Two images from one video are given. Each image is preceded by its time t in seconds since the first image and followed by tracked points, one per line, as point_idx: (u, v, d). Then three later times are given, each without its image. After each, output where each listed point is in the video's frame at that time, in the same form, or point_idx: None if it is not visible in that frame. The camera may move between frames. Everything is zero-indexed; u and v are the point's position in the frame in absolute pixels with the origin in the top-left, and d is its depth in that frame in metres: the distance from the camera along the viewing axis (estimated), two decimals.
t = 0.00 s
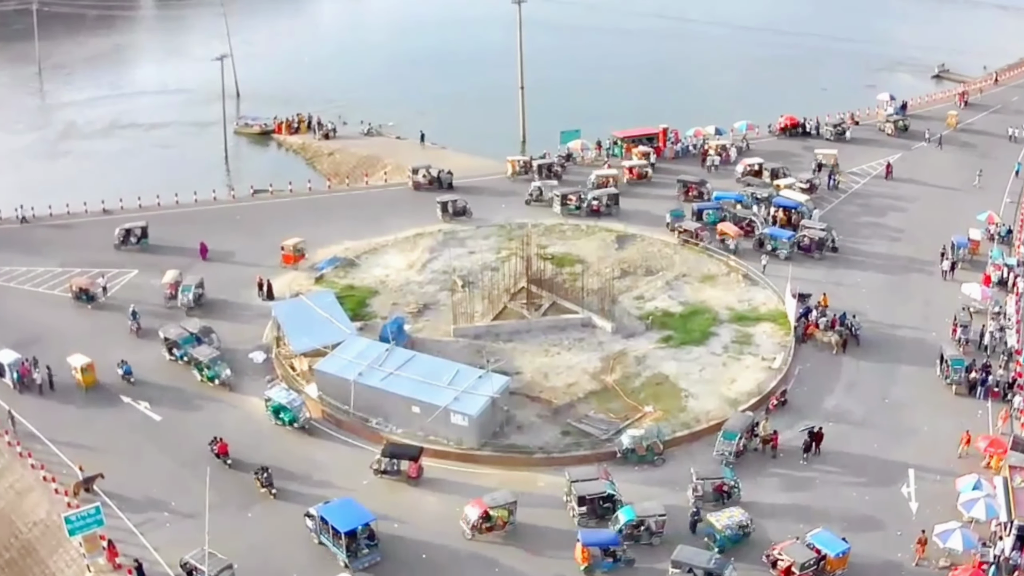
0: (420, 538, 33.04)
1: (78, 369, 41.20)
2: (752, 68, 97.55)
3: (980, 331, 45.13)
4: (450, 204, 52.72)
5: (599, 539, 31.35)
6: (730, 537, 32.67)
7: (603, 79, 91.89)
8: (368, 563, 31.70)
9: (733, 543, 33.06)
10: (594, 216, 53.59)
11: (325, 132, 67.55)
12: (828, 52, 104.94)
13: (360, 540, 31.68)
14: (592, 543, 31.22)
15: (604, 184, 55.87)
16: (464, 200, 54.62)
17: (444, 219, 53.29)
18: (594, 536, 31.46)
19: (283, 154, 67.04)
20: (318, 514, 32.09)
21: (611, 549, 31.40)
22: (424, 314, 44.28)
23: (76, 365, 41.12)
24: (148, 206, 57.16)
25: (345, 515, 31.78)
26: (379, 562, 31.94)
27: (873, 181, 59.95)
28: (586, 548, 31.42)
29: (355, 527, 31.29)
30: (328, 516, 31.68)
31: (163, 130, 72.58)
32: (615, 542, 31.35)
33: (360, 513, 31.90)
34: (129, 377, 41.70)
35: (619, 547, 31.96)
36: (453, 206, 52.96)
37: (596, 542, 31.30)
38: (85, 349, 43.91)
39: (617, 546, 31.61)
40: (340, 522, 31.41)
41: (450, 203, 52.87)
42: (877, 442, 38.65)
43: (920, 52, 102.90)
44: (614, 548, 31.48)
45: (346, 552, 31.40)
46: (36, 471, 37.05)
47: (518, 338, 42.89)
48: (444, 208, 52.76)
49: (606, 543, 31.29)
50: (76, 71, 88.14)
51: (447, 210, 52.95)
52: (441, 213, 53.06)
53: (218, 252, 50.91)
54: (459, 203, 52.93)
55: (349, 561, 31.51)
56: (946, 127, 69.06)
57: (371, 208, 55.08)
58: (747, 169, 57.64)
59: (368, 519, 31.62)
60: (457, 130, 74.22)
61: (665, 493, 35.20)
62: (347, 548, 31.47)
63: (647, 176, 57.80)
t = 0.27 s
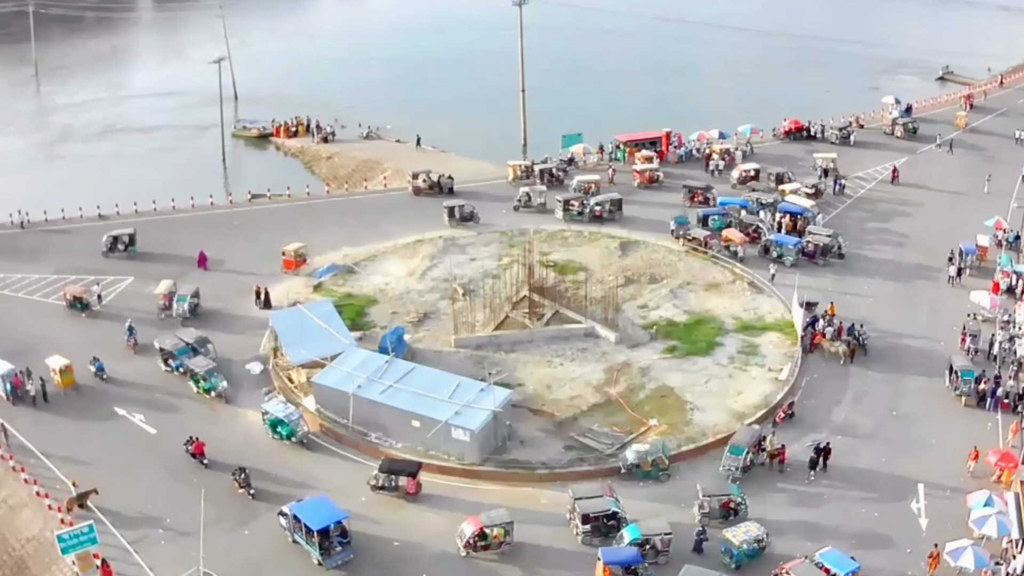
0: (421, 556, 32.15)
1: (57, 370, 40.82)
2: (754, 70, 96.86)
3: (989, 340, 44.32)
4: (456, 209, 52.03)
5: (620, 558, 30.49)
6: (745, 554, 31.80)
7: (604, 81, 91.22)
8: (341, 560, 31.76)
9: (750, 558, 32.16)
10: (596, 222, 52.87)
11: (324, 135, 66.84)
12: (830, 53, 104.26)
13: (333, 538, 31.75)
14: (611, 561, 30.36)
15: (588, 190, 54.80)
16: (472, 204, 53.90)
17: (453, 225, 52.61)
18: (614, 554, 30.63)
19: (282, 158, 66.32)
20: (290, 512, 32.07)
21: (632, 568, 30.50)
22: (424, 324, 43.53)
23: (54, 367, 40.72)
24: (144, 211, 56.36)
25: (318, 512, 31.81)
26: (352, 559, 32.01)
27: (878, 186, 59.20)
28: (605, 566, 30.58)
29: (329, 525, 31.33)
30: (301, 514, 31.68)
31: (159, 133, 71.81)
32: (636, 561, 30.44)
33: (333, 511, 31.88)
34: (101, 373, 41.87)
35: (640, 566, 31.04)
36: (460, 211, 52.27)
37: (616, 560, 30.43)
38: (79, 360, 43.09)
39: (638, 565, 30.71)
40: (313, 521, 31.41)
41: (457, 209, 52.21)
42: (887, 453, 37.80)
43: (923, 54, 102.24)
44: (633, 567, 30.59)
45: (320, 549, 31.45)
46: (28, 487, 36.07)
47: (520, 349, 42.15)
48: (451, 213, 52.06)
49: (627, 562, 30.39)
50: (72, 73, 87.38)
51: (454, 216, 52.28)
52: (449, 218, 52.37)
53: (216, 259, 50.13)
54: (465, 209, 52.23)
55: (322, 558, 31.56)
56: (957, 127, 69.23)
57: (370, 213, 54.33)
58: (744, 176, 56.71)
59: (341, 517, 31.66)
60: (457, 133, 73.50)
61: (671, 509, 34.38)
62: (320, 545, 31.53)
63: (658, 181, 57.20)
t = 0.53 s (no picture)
0: (420, 567, 31.62)
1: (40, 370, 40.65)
2: (755, 70, 96.42)
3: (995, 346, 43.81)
4: (461, 212, 51.58)
5: (638, 570, 30.19)
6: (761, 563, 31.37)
7: (605, 82, 90.81)
8: (320, 555, 31.99)
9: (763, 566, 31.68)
10: (598, 225, 52.44)
11: (323, 137, 66.38)
12: (831, 54, 103.83)
13: (312, 533, 31.99)
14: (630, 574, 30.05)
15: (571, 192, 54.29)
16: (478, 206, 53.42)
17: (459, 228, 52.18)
18: (633, 565, 30.29)
19: (281, 159, 65.86)
20: (269, 508, 32.28)
21: None
22: (424, 330, 43.06)
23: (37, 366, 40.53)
24: (141, 214, 55.86)
25: (297, 508, 32.04)
26: (331, 555, 32.24)
27: (881, 189, 58.75)
28: None
29: (307, 520, 31.58)
30: (280, 509, 31.91)
31: (157, 134, 71.29)
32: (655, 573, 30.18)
33: (311, 505, 32.17)
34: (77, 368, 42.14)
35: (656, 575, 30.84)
36: (466, 213, 51.82)
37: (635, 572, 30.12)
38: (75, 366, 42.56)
39: None
40: (292, 516, 31.66)
41: (463, 211, 51.76)
42: (893, 462, 37.31)
43: (925, 54, 101.80)
44: None
45: (299, 544, 31.69)
46: (24, 496, 35.58)
47: (521, 355, 41.72)
48: (457, 215, 51.63)
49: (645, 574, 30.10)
50: (70, 73, 86.82)
51: (460, 219, 51.85)
52: (454, 221, 51.92)
53: (214, 263, 49.65)
54: (471, 211, 51.77)
55: (301, 553, 31.80)
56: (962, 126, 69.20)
57: (369, 217, 53.86)
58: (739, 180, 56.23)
59: (320, 512, 31.91)
60: (457, 134, 73.02)
61: (674, 520, 33.89)
62: (299, 540, 31.77)
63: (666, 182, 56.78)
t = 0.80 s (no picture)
0: None
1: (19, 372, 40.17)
2: (757, 72, 95.66)
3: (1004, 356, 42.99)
4: (467, 218, 50.96)
5: None
6: None
7: (606, 83, 90.07)
8: (293, 554, 32.15)
9: None
10: (600, 231, 51.69)
11: (321, 140, 65.65)
12: (833, 54, 103.07)
13: (285, 532, 32.14)
14: None
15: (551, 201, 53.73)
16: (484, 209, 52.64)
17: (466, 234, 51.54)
18: None
19: (280, 163, 65.13)
20: (243, 507, 32.42)
21: None
22: (424, 341, 42.31)
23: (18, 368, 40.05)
24: (138, 220, 55.06)
25: (270, 506, 32.21)
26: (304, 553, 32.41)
27: (887, 193, 57.99)
28: None
29: (281, 519, 31.75)
30: (253, 509, 32.05)
31: (154, 137, 70.53)
32: None
33: (285, 505, 32.31)
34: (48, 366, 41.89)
35: None
36: (472, 219, 51.18)
37: None
38: (69, 377, 41.76)
39: None
40: (265, 515, 31.81)
41: (469, 218, 51.12)
42: (903, 475, 36.50)
43: (928, 55, 101.03)
44: None
45: (272, 543, 31.85)
46: (15, 513, 34.53)
47: (524, 367, 40.96)
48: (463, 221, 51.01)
49: None
50: (67, 75, 86.04)
51: (466, 224, 51.19)
52: (462, 228, 51.30)
53: (211, 272, 48.88)
54: (477, 217, 51.05)
55: (275, 552, 31.95)
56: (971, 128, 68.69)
57: (369, 223, 53.13)
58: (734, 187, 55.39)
59: (292, 511, 32.09)
60: (456, 136, 72.24)
61: (680, 537, 33.12)
62: (273, 539, 31.93)
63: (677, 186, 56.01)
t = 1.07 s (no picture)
0: None
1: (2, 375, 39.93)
2: (759, 74, 95.06)
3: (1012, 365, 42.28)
4: (475, 224, 50.44)
5: None
6: None
7: (607, 86, 89.48)
8: (273, 554, 32.33)
9: None
10: (602, 237, 51.11)
11: (320, 144, 65.05)
12: (835, 56, 102.44)
13: (264, 531, 32.32)
14: None
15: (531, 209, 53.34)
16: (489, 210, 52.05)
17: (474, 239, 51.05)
18: None
19: (279, 167, 64.54)
20: (223, 506, 32.58)
21: None
22: (425, 350, 41.71)
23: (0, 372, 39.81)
24: (134, 226, 54.45)
25: (249, 506, 32.38)
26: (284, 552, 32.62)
27: (891, 198, 57.39)
28: None
29: (260, 519, 31.94)
30: (232, 508, 32.23)
31: (152, 141, 69.92)
32: None
33: (263, 504, 32.52)
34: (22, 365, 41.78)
35: None
36: (479, 225, 50.68)
37: None
38: (63, 387, 41.13)
39: None
40: (243, 514, 32.00)
41: (476, 224, 50.61)
42: (911, 487, 35.85)
43: (931, 56, 100.36)
44: None
45: (251, 543, 32.01)
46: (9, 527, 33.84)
47: (525, 377, 40.38)
48: (471, 227, 50.50)
49: None
50: (65, 77, 85.43)
51: (473, 230, 50.70)
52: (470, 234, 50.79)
53: (208, 279, 48.29)
54: (484, 222, 50.55)
55: (254, 551, 32.11)
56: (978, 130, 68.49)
57: (368, 229, 52.53)
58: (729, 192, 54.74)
59: (271, 510, 32.29)
60: (456, 139, 71.65)
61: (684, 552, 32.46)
62: (252, 538, 32.12)
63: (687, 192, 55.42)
